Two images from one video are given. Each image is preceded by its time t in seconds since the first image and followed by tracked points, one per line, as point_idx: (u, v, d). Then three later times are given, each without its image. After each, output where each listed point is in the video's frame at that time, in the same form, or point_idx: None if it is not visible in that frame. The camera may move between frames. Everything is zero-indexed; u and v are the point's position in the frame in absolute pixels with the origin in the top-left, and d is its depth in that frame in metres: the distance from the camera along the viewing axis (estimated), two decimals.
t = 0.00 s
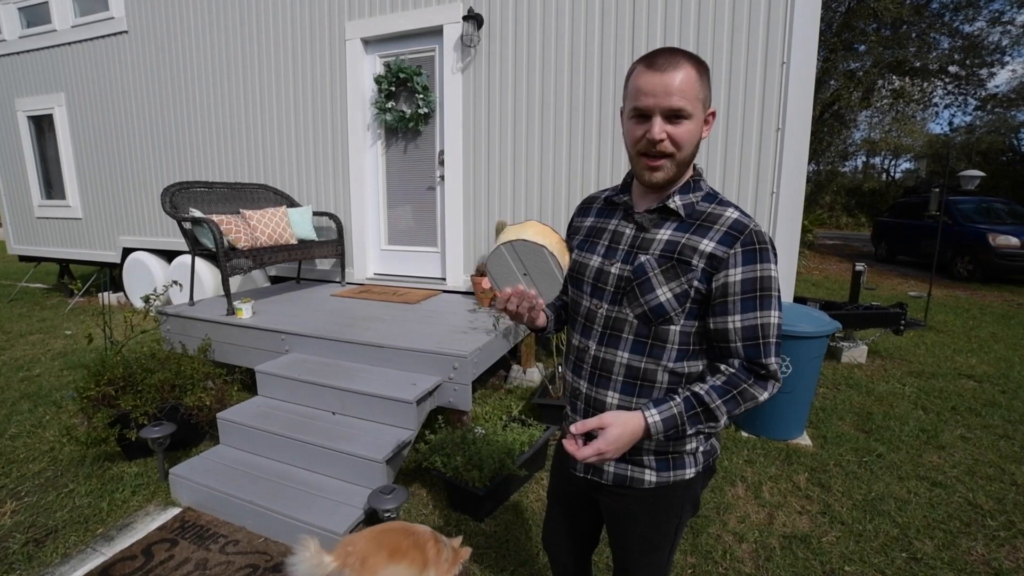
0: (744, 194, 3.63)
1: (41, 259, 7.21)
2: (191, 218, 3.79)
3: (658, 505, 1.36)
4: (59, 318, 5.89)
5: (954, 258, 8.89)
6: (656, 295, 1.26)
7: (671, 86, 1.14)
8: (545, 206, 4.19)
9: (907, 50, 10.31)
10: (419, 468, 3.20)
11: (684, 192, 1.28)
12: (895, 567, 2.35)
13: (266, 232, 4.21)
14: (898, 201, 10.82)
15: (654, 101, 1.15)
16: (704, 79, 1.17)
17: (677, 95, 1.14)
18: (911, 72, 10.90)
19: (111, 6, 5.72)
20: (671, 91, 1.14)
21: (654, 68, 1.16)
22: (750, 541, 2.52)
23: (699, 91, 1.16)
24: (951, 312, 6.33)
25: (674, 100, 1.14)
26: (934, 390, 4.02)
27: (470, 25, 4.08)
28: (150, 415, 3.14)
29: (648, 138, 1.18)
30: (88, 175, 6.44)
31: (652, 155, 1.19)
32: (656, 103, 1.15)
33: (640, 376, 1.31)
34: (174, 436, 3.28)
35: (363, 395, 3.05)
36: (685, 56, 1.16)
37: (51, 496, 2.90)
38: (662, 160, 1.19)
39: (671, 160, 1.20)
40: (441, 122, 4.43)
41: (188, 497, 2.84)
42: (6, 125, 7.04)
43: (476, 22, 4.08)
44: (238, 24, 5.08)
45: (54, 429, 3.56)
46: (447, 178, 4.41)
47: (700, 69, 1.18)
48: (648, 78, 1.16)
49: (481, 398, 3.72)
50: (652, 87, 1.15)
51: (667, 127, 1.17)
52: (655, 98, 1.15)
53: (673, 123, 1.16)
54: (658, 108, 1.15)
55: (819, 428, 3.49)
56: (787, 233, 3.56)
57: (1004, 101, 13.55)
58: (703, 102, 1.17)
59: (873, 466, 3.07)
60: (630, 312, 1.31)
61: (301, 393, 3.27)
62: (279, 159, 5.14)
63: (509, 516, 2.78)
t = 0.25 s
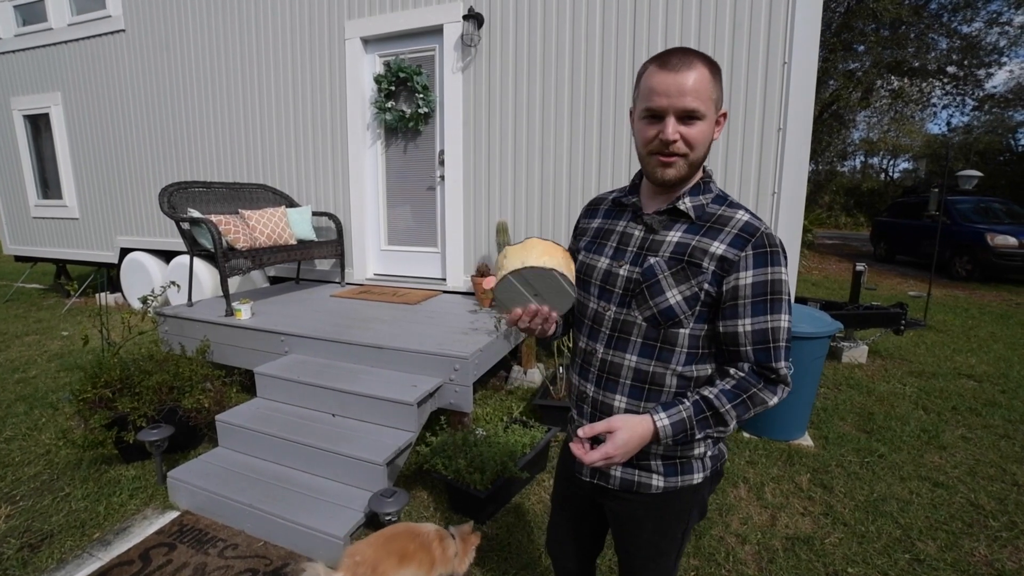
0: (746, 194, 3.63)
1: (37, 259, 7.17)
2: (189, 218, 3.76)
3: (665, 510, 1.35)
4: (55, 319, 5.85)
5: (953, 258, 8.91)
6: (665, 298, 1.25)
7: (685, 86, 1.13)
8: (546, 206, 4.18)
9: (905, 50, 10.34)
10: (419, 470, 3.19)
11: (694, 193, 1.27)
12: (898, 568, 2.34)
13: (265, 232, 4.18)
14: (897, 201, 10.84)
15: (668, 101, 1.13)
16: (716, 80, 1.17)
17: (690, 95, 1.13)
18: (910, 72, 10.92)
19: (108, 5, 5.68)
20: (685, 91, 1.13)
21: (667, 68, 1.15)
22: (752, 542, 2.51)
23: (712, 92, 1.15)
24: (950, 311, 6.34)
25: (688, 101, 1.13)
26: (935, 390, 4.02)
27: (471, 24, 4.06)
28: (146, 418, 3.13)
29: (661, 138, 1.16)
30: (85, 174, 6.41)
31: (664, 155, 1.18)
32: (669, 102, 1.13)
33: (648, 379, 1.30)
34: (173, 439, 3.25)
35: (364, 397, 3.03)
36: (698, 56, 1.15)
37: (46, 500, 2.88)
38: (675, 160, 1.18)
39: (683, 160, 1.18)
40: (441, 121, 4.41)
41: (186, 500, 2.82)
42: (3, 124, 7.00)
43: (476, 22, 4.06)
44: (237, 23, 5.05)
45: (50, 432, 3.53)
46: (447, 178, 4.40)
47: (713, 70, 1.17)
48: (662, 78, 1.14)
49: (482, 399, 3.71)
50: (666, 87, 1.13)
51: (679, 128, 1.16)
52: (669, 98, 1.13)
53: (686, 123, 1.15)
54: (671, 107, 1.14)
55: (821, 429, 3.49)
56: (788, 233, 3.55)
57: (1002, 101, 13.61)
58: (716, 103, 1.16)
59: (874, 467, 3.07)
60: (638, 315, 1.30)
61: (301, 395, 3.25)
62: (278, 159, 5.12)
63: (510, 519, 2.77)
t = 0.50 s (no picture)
0: (746, 192, 3.64)
1: (30, 259, 7.08)
2: (186, 217, 3.73)
3: (670, 510, 1.35)
4: (49, 320, 5.79)
5: (949, 255, 8.98)
6: (670, 298, 1.25)
7: (688, 85, 1.12)
8: (547, 204, 4.17)
9: (901, 49, 10.44)
10: (420, 470, 3.17)
11: (700, 193, 1.27)
12: (899, 564, 2.36)
13: (263, 231, 4.15)
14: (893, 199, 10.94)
15: (672, 100, 1.13)
16: (721, 78, 1.16)
17: (694, 95, 1.12)
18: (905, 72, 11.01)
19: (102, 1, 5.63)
20: (688, 90, 1.12)
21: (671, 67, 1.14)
22: (754, 539, 2.52)
23: (717, 91, 1.14)
24: (947, 308, 6.40)
25: (692, 101, 1.12)
26: (932, 385, 4.05)
27: (470, 21, 4.05)
28: (144, 419, 3.08)
29: (665, 138, 1.16)
30: (79, 173, 6.34)
31: (668, 155, 1.18)
32: (672, 102, 1.13)
33: (653, 380, 1.30)
34: (170, 440, 3.21)
35: (365, 397, 3.01)
36: (703, 54, 1.14)
37: (40, 505, 2.84)
38: (679, 160, 1.18)
39: (688, 159, 1.18)
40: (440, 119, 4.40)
41: (184, 503, 2.79)
42: None
43: (476, 19, 4.04)
44: (233, 21, 5.01)
45: (43, 435, 3.49)
46: (448, 176, 4.38)
47: (718, 68, 1.17)
48: (666, 77, 1.14)
49: (482, 397, 3.70)
50: (669, 87, 1.13)
51: (683, 128, 1.16)
52: (672, 97, 1.13)
53: (690, 123, 1.14)
54: (675, 107, 1.13)
55: (821, 425, 3.51)
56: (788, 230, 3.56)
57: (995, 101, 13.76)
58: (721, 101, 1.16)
59: (873, 463, 3.09)
60: (644, 315, 1.30)
61: (301, 395, 3.23)
62: (276, 158, 5.08)
63: (512, 518, 2.76)
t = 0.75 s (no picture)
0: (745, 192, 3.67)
1: (19, 259, 6.96)
2: (183, 215, 3.69)
3: (670, 507, 1.36)
4: (41, 321, 5.70)
5: (943, 254, 9.11)
6: (671, 295, 1.26)
7: (680, 86, 1.12)
8: (548, 203, 4.18)
9: (898, 52, 10.65)
10: (420, 470, 3.16)
11: (700, 191, 1.28)
12: (894, 557, 2.39)
13: (262, 231, 4.12)
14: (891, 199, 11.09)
15: (663, 101, 1.13)
16: (717, 78, 1.15)
17: (686, 95, 1.12)
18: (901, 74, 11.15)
19: None
20: (680, 91, 1.12)
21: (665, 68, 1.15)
22: (753, 536, 2.54)
23: (710, 91, 1.14)
24: (941, 306, 6.48)
25: (682, 101, 1.12)
26: (927, 382, 4.11)
27: (471, 20, 4.05)
28: (139, 421, 3.04)
29: (657, 138, 1.16)
30: (71, 171, 6.25)
31: (660, 155, 1.18)
32: (664, 103, 1.13)
33: (653, 376, 1.31)
34: (167, 442, 3.17)
35: (364, 397, 3.00)
36: (698, 55, 1.14)
37: (32, 509, 2.80)
38: (672, 160, 1.18)
39: (681, 160, 1.18)
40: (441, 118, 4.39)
41: (181, 505, 2.76)
42: None
43: (476, 19, 4.04)
44: (231, 18, 4.96)
45: (35, 438, 3.43)
46: (448, 175, 4.38)
47: (714, 68, 1.16)
48: (659, 78, 1.14)
49: (483, 397, 3.70)
50: (661, 87, 1.14)
51: (676, 128, 1.16)
52: (665, 98, 1.13)
53: (682, 123, 1.14)
54: (667, 108, 1.14)
55: (818, 423, 3.55)
56: (787, 230, 3.59)
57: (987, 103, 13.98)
58: (716, 102, 1.15)
59: (870, 459, 3.12)
60: (644, 312, 1.31)
61: (299, 396, 3.20)
62: (273, 157, 5.05)
63: (514, 517, 2.76)
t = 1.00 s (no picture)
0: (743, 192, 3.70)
1: (10, 259, 6.86)
2: (180, 215, 3.66)
3: (667, 502, 1.37)
4: (33, 322, 5.62)
5: (940, 254, 9.22)
6: (668, 292, 1.27)
7: (659, 89, 1.16)
8: (548, 203, 4.18)
9: (895, 54, 10.77)
10: (420, 470, 3.15)
11: (698, 190, 1.29)
12: (891, 551, 2.42)
13: (260, 230, 4.09)
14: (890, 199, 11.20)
15: (640, 103, 1.19)
16: (699, 79, 1.17)
17: (662, 97, 1.16)
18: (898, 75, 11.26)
19: None
20: (658, 93, 1.16)
21: (648, 71, 1.19)
22: (751, 532, 2.56)
23: (690, 92, 1.16)
24: (938, 305, 6.56)
25: (657, 103, 1.16)
26: (923, 380, 4.16)
27: (470, 20, 4.05)
28: (135, 423, 3.00)
29: (636, 140, 1.22)
30: (65, 170, 6.17)
31: (642, 156, 1.23)
32: (643, 106, 1.18)
33: (650, 372, 1.32)
34: (163, 444, 3.13)
35: (363, 396, 2.99)
36: (679, 57, 1.17)
37: (24, 512, 2.76)
38: (653, 161, 1.21)
39: (663, 160, 1.21)
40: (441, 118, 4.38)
41: (177, 506, 2.74)
42: None
43: (476, 18, 4.04)
44: (228, 16, 4.92)
45: (27, 441, 3.39)
46: (448, 175, 4.37)
47: (698, 69, 1.18)
48: (640, 81, 1.20)
49: (483, 396, 3.70)
50: (640, 91, 1.19)
51: (656, 130, 1.20)
52: (643, 101, 1.18)
53: (662, 124, 1.18)
54: (647, 110, 1.18)
55: (816, 420, 3.58)
56: (785, 229, 3.62)
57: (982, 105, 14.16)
58: (699, 103, 1.17)
59: (867, 456, 3.16)
60: (641, 309, 1.32)
61: (297, 395, 3.19)
62: (271, 156, 5.01)
63: (514, 516, 2.76)
